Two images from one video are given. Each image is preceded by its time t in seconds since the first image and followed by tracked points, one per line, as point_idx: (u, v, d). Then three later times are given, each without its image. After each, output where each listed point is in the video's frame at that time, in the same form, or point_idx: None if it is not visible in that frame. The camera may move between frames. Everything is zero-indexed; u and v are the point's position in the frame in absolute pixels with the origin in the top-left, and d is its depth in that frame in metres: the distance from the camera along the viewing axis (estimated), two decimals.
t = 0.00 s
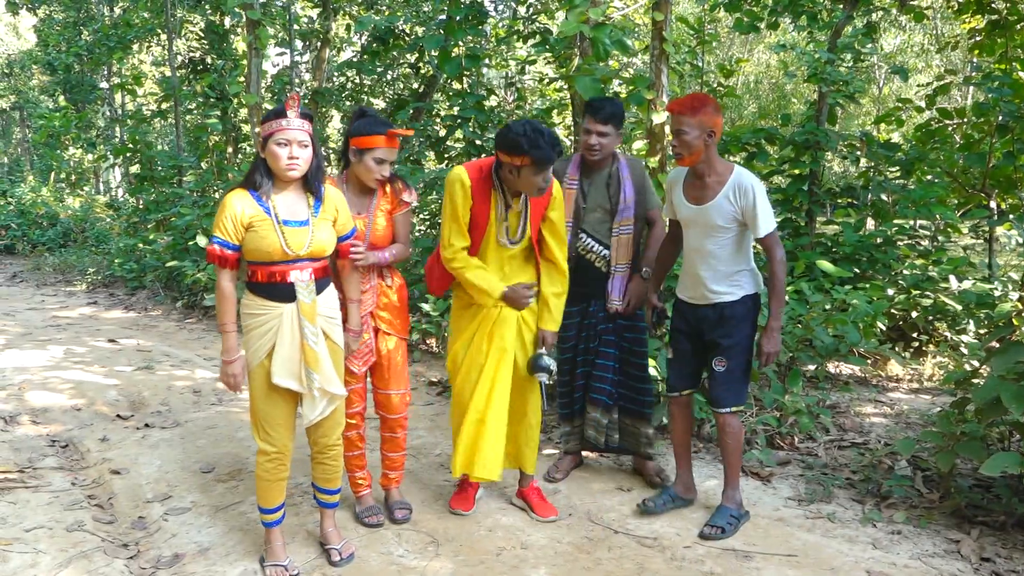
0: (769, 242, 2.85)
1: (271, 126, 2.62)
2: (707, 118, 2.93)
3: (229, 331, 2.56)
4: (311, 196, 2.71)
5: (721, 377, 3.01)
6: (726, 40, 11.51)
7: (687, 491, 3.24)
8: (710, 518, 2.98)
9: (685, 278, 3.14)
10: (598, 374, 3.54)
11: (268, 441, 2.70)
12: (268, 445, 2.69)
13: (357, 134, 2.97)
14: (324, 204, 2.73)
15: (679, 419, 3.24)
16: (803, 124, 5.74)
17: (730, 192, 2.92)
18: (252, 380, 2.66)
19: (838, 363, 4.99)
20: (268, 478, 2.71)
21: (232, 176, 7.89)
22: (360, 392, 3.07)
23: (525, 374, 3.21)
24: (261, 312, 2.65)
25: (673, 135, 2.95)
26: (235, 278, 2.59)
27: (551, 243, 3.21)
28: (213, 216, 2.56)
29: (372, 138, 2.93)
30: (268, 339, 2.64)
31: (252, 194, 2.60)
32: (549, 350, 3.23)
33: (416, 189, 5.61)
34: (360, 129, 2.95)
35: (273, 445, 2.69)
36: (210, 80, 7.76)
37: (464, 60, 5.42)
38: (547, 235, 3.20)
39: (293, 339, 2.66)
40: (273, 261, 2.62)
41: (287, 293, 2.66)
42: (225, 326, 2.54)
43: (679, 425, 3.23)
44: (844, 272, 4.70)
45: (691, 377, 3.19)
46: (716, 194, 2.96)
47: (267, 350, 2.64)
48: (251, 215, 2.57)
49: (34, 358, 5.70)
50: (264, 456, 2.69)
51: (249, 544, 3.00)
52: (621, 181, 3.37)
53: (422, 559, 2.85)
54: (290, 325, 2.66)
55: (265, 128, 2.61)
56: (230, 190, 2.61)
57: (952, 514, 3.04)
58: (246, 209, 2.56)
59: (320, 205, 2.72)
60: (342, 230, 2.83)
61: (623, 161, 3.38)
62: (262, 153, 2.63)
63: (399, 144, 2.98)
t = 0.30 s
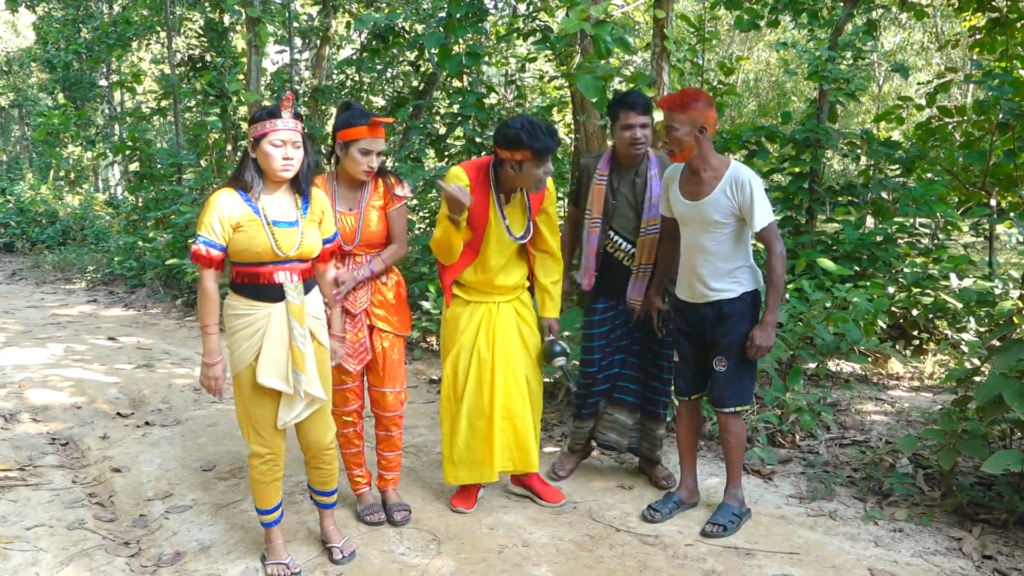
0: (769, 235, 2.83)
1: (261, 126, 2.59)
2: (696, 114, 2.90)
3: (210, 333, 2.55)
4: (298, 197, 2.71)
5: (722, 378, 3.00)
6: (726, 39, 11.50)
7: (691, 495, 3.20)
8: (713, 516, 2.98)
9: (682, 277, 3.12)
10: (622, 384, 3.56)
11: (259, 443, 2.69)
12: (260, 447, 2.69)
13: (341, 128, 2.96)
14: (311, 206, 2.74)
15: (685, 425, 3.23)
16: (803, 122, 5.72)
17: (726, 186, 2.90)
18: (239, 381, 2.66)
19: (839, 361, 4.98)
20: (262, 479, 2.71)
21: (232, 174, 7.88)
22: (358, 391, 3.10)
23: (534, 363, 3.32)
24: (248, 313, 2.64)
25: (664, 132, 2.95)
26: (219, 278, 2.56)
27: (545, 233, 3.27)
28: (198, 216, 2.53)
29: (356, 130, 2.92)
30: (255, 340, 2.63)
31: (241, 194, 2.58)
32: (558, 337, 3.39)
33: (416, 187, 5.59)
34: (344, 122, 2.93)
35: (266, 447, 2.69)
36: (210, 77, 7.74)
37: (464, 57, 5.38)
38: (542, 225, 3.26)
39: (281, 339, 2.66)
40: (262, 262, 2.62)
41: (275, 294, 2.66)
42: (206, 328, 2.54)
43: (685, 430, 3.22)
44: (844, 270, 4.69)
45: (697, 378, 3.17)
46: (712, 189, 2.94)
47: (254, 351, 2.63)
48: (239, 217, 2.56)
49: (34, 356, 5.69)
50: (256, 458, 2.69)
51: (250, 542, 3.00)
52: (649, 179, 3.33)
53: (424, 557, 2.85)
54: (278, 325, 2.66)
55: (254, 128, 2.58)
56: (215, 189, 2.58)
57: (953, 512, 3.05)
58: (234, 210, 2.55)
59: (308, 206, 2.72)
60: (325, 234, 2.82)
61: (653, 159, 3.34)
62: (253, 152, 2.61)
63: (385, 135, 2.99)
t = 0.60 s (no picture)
0: (768, 238, 2.82)
1: (251, 128, 2.59)
2: (696, 114, 2.89)
3: (210, 336, 2.50)
4: (286, 195, 2.73)
5: (724, 381, 3.00)
6: (726, 37, 11.49)
7: (690, 495, 3.19)
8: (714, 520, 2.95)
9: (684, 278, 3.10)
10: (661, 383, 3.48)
11: (255, 445, 2.69)
12: (255, 448, 2.68)
13: (340, 126, 2.95)
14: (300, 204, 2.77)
15: (684, 425, 3.22)
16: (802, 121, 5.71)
17: (727, 186, 2.88)
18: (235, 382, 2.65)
19: (838, 361, 4.98)
20: (258, 481, 2.70)
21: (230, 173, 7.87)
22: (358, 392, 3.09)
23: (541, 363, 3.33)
24: (243, 313, 2.64)
25: (664, 133, 2.95)
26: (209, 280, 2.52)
27: (562, 233, 3.30)
28: (186, 220, 2.49)
29: (356, 127, 2.91)
30: (251, 341, 2.62)
31: (232, 195, 2.56)
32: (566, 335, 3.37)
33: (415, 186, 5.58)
34: (341, 121, 2.93)
35: (261, 448, 2.69)
36: (208, 76, 7.72)
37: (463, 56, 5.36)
38: (561, 225, 3.30)
39: (280, 338, 2.66)
40: (257, 262, 2.62)
41: (271, 294, 2.67)
42: (205, 332, 2.49)
43: (685, 430, 3.22)
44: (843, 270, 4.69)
45: (698, 381, 3.16)
46: (713, 189, 2.92)
47: (251, 352, 2.62)
48: (232, 220, 2.54)
49: (32, 355, 5.69)
50: (251, 459, 2.68)
51: (248, 543, 2.99)
52: (659, 176, 3.28)
53: (423, 557, 2.85)
54: (276, 324, 2.66)
55: (250, 130, 2.58)
56: (202, 191, 2.55)
57: (952, 512, 3.05)
58: (227, 213, 2.53)
59: (296, 204, 2.75)
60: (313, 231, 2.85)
61: (664, 156, 3.29)
62: (251, 153, 2.60)
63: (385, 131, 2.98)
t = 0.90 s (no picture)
0: (767, 236, 2.78)
1: (241, 124, 2.57)
2: (695, 111, 2.86)
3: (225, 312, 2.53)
4: (280, 190, 2.73)
5: (725, 381, 2.99)
6: (723, 36, 11.50)
7: (685, 496, 3.20)
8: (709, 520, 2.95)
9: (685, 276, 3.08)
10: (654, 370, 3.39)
11: (247, 443, 2.66)
12: (246, 446, 2.65)
13: (337, 124, 2.94)
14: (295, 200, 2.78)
15: (684, 425, 3.22)
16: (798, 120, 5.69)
17: (725, 183, 2.86)
18: (229, 381, 2.62)
19: (834, 360, 4.98)
20: (248, 479, 2.67)
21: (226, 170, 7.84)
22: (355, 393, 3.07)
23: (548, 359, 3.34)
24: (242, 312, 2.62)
25: (663, 130, 2.93)
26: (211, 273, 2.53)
27: (572, 238, 3.26)
28: (180, 221, 2.47)
29: (355, 123, 2.90)
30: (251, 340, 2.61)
31: (228, 193, 2.53)
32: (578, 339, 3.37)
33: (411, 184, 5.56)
34: (336, 118, 2.92)
35: (254, 446, 2.66)
36: (203, 74, 7.69)
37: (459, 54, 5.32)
38: (567, 228, 3.25)
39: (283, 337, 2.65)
40: (256, 260, 2.61)
41: (271, 291, 2.66)
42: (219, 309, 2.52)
43: (684, 428, 3.21)
44: (839, 269, 4.68)
45: (698, 381, 3.15)
46: (712, 186, 2.90)
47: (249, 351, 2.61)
48: (228, 220, 2.52)
49: (26, 353, 5.66)
50: (241, 457, 2.65)
51: (240, 543, 2.98)
52: (660, 175, 3.24)
53: (417, 558, 2.83)
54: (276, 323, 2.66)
55: (236, 128, 2.56)
56: (193, 192, 2.52)
57: (948, 513, 3.05)
58: (223, 211, 2.51)
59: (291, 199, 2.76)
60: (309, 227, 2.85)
61: (665, 155, 3.25)
62: (237, 151, 2.57)
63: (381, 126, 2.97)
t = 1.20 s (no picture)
0: (765, 237, 2.77)
1: (242, 126, 2.56)
2: (693, 110, 2.84)
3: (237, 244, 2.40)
4: (284, 190, 2.69)
5: (724, 382, 2.97)
6: (718, 36, 11.49)
7: (684, 502, 3.16)
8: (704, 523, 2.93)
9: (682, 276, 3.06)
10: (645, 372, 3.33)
11: (243, 444, 2.63)
12: (242, 448, 2.62)
13: (334, 124, 2.92)
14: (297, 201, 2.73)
15: (683, 432, 3.17)
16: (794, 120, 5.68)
17: (722, 184, 2.84)
18: (224, 380, 2.59)
19: (829, 361, 4.98)
20: (245, 482, 2.64)
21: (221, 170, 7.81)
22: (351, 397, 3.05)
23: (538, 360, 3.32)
24: (238, 311, 2.59)
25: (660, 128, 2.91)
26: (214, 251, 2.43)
27: (555, 230, 3.27)
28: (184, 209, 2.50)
29: (350, 123, 2.88)
30: (245, 340, 2.57)
31: (229, 191, 2.56)
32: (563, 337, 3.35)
33: (406, 184, 5.53)
34: (333, 119, 2.90)
35: (250, 448, 2.63)
36: (198, 73, 7.65)
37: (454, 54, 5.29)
38: (552, 221, 3.26)
39: (271, 337, 2.61)
40: (251, 256, 2.58)
41: (265, 291, 2.62)
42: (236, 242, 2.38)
43: (683, 434, 3.17)
44: (835, 270, 4.67)
45: (698, 383, 3.09)
46: (709, 186, 2.88)
47: (244, 351, 2.57)
48: (225, 212, 2.52)
49: (18, 355, 5.62)
50: (238, 458, 2.62)
51: (233, 547, 2.95)
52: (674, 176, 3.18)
53: (410, 562, 2.82)
54: (269, 324, 2.62)
55: (234, 128, 2.55)
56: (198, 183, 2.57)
57: (943, 515, 3.04)
58: (222, 202, 2.53)
59: (294, 200, 2.71)
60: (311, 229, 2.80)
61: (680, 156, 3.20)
62: (234, 151, 2.59)
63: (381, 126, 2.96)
